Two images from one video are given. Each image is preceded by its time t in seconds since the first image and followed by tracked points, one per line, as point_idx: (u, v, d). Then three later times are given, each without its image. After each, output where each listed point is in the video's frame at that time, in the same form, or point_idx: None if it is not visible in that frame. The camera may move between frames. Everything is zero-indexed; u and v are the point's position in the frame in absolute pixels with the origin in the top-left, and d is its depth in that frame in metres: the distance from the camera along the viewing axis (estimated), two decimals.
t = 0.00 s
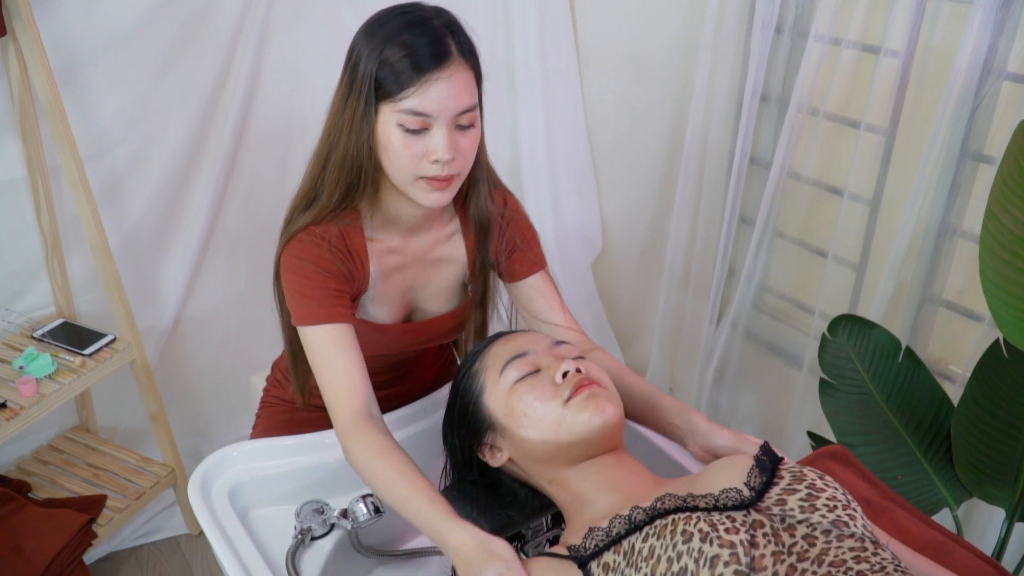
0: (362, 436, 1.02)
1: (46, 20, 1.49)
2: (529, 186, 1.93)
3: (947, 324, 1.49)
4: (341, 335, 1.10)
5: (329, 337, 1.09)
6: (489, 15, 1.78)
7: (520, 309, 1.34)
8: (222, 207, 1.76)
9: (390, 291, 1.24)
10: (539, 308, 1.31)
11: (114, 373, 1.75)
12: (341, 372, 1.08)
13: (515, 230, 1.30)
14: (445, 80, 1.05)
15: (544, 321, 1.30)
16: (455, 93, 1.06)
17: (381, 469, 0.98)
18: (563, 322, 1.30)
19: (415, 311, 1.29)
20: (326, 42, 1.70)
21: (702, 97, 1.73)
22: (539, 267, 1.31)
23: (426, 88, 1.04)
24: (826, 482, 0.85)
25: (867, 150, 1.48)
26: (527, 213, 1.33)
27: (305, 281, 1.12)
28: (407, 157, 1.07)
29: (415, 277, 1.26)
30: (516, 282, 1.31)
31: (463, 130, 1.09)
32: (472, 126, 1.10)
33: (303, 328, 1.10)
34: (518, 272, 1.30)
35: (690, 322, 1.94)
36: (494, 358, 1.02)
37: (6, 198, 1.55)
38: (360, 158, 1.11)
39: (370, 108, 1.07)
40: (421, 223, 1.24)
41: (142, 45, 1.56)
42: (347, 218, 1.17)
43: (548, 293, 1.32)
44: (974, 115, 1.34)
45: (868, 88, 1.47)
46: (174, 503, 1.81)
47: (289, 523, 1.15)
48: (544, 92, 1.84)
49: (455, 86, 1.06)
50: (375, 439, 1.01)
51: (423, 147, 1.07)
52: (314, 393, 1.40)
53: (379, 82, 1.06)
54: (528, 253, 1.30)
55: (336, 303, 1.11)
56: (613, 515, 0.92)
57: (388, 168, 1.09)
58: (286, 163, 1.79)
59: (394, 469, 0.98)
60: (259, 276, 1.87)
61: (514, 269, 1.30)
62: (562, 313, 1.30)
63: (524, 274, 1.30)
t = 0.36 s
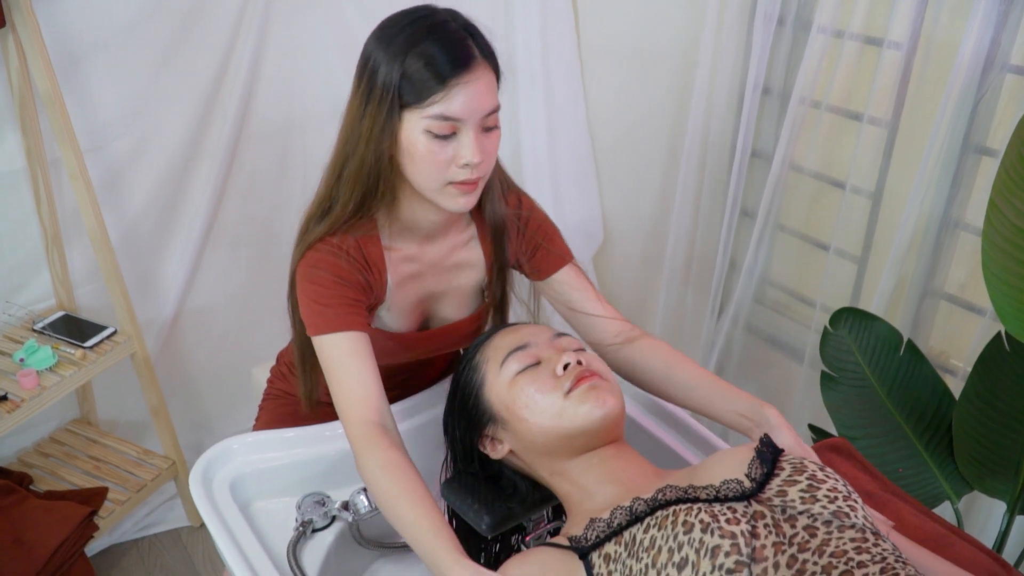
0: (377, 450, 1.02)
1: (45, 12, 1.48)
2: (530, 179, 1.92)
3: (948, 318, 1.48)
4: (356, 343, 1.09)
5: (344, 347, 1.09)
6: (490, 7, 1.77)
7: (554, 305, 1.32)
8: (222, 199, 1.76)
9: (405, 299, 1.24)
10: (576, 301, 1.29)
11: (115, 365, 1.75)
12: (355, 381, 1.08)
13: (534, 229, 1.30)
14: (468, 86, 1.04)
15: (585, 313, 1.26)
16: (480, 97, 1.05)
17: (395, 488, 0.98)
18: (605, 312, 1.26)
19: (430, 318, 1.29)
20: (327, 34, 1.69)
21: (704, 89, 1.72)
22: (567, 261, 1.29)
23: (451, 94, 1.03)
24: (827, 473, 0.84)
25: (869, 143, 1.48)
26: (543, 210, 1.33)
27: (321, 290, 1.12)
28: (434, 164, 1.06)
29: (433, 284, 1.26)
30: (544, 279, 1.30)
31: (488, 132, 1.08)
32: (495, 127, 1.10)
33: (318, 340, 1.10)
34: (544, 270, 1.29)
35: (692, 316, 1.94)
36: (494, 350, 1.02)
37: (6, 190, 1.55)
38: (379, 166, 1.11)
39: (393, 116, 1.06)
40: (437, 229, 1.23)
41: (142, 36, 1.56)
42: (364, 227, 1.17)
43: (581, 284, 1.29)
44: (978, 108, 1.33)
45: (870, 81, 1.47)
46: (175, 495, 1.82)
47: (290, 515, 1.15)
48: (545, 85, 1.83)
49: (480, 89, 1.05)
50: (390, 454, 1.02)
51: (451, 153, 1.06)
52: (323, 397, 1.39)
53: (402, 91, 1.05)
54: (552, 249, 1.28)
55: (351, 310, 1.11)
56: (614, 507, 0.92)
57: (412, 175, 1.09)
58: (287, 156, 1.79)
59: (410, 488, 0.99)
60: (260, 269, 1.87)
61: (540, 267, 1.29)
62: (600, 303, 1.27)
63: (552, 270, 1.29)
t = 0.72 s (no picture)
0: (394, 470, 1.01)
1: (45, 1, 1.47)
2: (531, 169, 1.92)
3: (950, 309, 1.49)
4: (373, 362, 1.08)
5: (361, 365, 1.07)
6: None
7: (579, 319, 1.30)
8: (223, 189, 1.76)
9: (421, 315, 1.22)
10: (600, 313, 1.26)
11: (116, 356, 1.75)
12: (373, 400, 1.06)
13: (554, 245, 1.28)
14: (491, 103, 1.03)
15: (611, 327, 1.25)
16: (503, 114, 1.04)
17: (412, 510, 0.98)
18: (631, 326, 1.24)
19: (445, 329, 1.29)
20: (327, 24, 1.69)
21: (706, 79, 1.72)
22: (589, 276, 1.27)
23: (474, 111, 1.02)
24: (830, 463, 0.84)
25: (872, 133, 1.47)
26: (564, 225, 1.30)
27: (341, 307, 1.10)
28: (456, 181, 1.05)
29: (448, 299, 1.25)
30: (567, 295, 1.28)
31: (510, 149, 1.08)
32: (517, 143, 1.09)
33: (336, 359, 1.08)
34: (566, 285, 1.27)
35: (693, 306, 1.94)
36: (497, 339, 1.02)
37: (6, 180, 1.54)
38: (402, 185, 1.10)
39: (416, 133, 1.05)
40: (457, 246, 1.21)
41: (142, 26, 1.55)
42: (385, 245, 1.15)
43: (606, 297, 1.27)
44: (981, 98, 1.33)
45: (873, 70, 1.46)
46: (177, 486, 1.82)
47: (293, 504, 1.16)
48: (547, 75, 1.83)
49: (503, 106, 1.04)
50: (406, 473, 1.01)
51: (473, 170, 1.05)
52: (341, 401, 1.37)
53: (425, 109, 1.04)
54: (573, 265, 1.27)
55: (369, 327, 1.10)
56: (617, 496, 0.92)
57: (433, 193, 1.08)
58: (287, 146, 1.79)
59: (425, 508, 0.98)
60: (261, 259, 1.87)
61: (562, 283, 1.27)
62: (627, 316, 1.25)
63: (574, 285, 1.27)
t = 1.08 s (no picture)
0: (395, 450, 1.02)
1: None
2: (533, 160, 1.92)
3: (952, 301, 1.49)
4: (366, 336, 1.09)
5: (354, 339, 1.09)
6: None
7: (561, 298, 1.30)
8: (224, 181, 1.75)
9: (413, 294, 1.23)
10: (585, 292, 1.27)
11: (118, 347, 1.75)
12: (365, 377, 1.07)
13: (542, 223, 1.27)
14: (464, 66, 1.04)
15: (592, 306, 1.25)
16: (476, 78, 1.05)
17: (415, 490, 0.98)
18: (613, 305, 1.25)
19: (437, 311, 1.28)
20: (328, 14, 1.68)
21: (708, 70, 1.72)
22: (574, 254, 1.28)
23: (446, 74, 1.03)
24: (831, 453, 0.84)
25: (874, 125, 1.47)
26: (551, 203, 1.30)
27: (332, 288, 1.11)
28: (430, 147, 1.06)
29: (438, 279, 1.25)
30: (552, 273, 1.29)
31: (485, 115, 1.08)
32: (493, 110, 1.10)
33: (327, 335, 1.09)
34: (552, 263, 1.27)
35: (695, 298, 1.94)
36: (500, 331, 1.02)
37: (7, 171, 1.54)
38: (381, 154, 1.10)
39: (389, 100, 1.06)
40: (444, 221, 1.22)
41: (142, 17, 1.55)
42: (371, 222, 1.16)
43: (589, 278, 1.28)
44: (983, 89, 1.33)
45: (876, 61, 1.46)
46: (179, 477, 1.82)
47: (296, 495, 1.16)
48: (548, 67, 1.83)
49: (476, 70, 1.05)
50: (408, 454, 1.02)
51: (447, 136, 1.06)
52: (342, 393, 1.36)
53: (397, 75, 1.04)
54: (559, 242, 1.27)
55: (359, 305, 1.11)
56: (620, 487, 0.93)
57: (410, 162, 1.09)
58: (289, 137, 1.78)
59: (428, 491, 0.99)
60: (262, 251, 1.87)
61: (548, 260, 1.27)
62: (609, 296, 1.26)
63: (560, 264, 1.27)
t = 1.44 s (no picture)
0: (381, 419, 1.03)
1: None
2: (535, 153, 1.92)
3: (955, 293, 1.49)
4: (356, 308, 1.10)
5: (345, 310, 1.10)
6: None
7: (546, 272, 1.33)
8: (226, 173, 1.75)
9: (404, 264, 1.24)
10: (572, 266, 1.29)
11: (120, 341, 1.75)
12: (355, 346, 1.09)
13: (532, 194, 1.29)
14: (447, 32, 1.06)
15: (575, 279, 1.28)
16: (458, 45, 1.07)
17: (400, 457, 1.00)
18: (599, 280, 1.27)
19: (432, 284, 1.29)
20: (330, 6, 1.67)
21: (711, 63, 1.72)
22: (563, 228, 1.30)
23: (429, 40, 1.05)
24: (837, 444, 0.84)
25: (877, 117, 1.47)
26: (541, 175, 1.33)
27: (322, 256, 1.13)
28: (414, 113, 1.08)
29: (429, 247, 1.26)
30: (540, 245, 1.31)
31: (469, 83, 1.11)
32: (477, 78, 1.12)
33: (319, 305, 1.11)
34: (541, 235, 1.30)
35: (697, 290, 1.94)
36: (503, 326, 1.02)
37: (8, 164, 1.54)
38: (367, 120, 1.12)
39: (373, 67, 1.08)
40: (432, 189, 1.24)
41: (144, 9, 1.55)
42: (358, 189, 1.18)
43: (576, 251, 1.30)
44: (987, 81, 1.33)
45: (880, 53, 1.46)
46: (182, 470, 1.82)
47: (300, 489, 1.16)
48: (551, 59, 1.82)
49: (458, 37, 1.07)
50: (394, 424, 1.03)
51: (430, 102, 1.08)
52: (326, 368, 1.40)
53: (381, 41, 1.07)
54: (548, 214, 1.29)
55: (349, 275, 1.12)
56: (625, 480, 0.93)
57: (396, 128, 1.11)
58: (290, 130, 1.78)
59: (414, 457, 1.00)
60: (264, 244, 1.86)
61: (536, 232, 1.30)
62: (596, 271, 1.28)
63: (549, 236, 1.30)
